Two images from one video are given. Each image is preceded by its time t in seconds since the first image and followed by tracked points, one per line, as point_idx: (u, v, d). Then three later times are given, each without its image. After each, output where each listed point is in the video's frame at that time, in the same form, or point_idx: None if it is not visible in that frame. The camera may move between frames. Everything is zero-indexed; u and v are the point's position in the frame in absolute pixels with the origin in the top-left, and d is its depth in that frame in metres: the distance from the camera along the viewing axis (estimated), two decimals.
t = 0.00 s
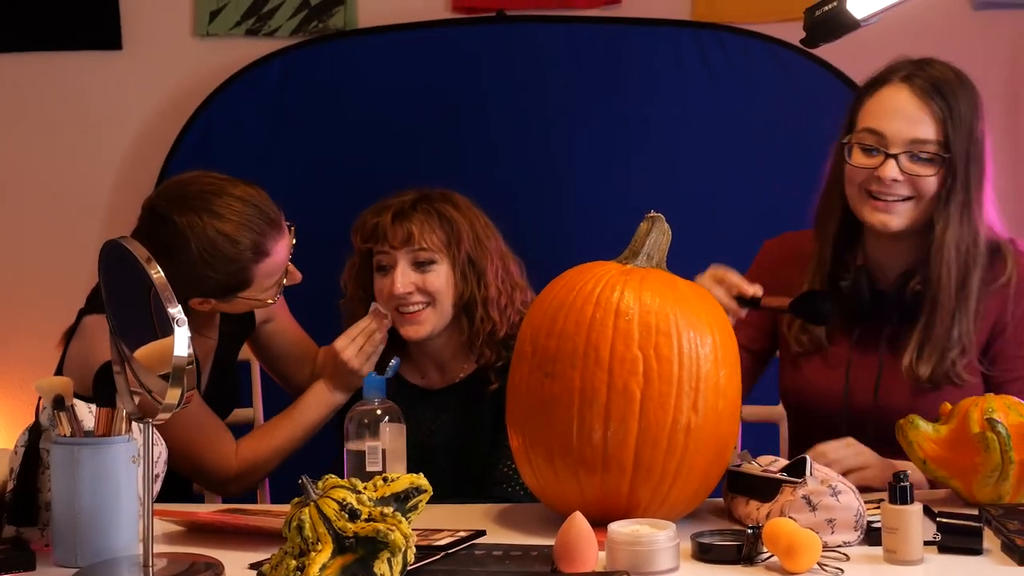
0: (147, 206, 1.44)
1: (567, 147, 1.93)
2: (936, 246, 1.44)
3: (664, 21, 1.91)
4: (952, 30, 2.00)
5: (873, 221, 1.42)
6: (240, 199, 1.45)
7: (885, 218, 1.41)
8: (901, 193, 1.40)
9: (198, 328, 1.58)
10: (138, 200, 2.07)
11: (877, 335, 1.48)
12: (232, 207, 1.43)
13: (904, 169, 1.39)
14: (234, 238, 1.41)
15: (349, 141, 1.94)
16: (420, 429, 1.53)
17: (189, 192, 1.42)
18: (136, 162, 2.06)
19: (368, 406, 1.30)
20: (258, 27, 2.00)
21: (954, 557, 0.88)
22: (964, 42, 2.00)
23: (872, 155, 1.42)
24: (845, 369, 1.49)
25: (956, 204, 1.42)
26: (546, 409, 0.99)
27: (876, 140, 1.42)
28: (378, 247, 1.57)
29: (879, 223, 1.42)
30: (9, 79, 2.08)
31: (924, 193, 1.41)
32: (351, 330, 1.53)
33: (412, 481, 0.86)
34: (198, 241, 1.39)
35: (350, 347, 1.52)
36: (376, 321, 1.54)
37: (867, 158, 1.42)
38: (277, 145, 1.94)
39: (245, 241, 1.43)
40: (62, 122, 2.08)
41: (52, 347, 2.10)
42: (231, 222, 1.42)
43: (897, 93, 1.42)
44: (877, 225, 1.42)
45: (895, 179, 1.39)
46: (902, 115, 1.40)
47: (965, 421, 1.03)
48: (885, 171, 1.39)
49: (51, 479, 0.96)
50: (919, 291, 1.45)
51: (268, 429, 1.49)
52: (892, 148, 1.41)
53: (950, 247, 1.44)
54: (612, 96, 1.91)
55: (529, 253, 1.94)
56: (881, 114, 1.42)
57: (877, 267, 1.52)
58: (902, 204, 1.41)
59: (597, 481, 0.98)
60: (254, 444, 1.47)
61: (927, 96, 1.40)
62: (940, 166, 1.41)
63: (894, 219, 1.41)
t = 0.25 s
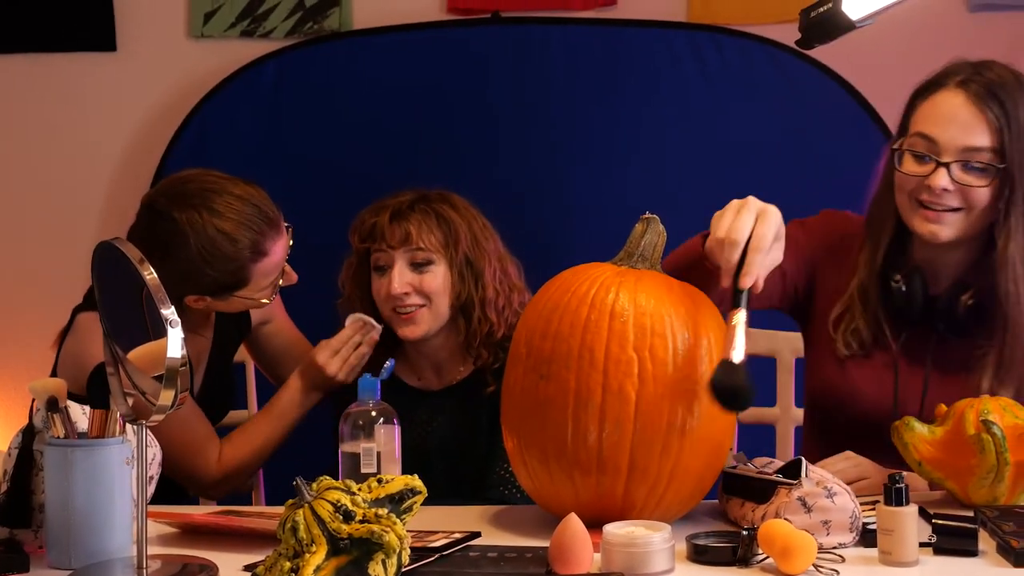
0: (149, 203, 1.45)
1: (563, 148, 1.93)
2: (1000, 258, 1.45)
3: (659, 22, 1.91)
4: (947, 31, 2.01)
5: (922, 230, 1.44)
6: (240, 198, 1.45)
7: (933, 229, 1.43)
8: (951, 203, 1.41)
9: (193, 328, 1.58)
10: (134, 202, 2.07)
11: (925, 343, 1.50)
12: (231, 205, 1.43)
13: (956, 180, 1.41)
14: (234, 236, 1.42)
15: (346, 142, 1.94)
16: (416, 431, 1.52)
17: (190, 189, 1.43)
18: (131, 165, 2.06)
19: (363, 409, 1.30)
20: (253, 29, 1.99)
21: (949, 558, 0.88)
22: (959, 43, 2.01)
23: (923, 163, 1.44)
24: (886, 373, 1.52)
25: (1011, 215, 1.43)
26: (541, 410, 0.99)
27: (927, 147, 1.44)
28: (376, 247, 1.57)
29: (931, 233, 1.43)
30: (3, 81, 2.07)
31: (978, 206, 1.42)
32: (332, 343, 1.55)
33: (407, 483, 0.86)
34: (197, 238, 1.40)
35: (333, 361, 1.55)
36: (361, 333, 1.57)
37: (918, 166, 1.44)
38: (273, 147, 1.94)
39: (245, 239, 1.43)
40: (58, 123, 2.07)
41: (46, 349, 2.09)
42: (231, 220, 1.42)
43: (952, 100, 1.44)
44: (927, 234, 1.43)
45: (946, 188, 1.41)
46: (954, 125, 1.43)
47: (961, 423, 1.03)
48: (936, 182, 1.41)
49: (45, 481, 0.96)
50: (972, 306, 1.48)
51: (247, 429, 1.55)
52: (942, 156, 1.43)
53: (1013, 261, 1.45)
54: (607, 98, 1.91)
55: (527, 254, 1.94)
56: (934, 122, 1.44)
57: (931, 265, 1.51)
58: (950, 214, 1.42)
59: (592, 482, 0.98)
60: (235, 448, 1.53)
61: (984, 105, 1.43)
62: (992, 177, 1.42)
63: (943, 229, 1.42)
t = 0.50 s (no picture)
0: (138, 197, 1.45)
1: (562, 148, 1.93)
2: None
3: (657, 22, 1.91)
4: (946, 30, 2.00)
5: (953, 238, 1.33)
6: (229, 191, 1.44)
7: (965, 236, 1.32)
8: (984, 212, 1.29)
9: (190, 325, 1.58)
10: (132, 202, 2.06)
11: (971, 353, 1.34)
12: (219, 199, 1.43)
13: (990, 187, 1.28)
14: (222, 229, 1.41)
15: (344, 142, 1.94)
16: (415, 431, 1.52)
17: (177, 182, 1.43)
18: (128, 165, 2.06)
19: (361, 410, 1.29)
20: (250, 28, 1.99)
21: (948, 560, 0.88)
22: (958, 42, 2.00)
23: (957, 168, 1.31)
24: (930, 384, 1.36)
25: None
26: (539, 411, 0.99)
27: (961, 152, 1.31)
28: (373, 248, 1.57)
29: (961, 239, 1.32)
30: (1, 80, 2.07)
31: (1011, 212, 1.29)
32: (347, 311, 1.54)
33: (404, 483, 0.86)
34: (184, 230, 1.39)
35: (347, 329, 1.53)
36: (372, 300, 1.54)
37: (952, 172, 1.31)
38: (270, 147, 1.94)
39: (232, 231, 1.42)
40: (54, 123, 2.07)
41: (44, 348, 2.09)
42: (219, 214, 1.41)
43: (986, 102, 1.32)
44: (959, 241, 1.32)
45: (978, 196, 1.28)
46: (991, 129, 1.30)
47: (960, 423, 1.03)
48: (966, 188, 1.29)
49: (42, 482, 0.96)
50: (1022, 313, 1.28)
51: (271, 414, 1.55)
52: (975, 163, 1.30)
53: None
54: (605, 98, 1.91)
55: (525, 253, 1.94)
56: (969, 125, 1.31)
57: (974, 269, 1.38)
58: (980, 222, 1.30)
59: (591, 484, 0.98)
60: (256, 432, 1.53)
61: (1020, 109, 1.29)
62: None
63: (974, 238, 1.31)
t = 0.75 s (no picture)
0: (137, 200, 1.43)
1: (562, 149, 1.93)
2: None
3: (658, 23, 1.90)
4: (946, 31, 2.00)
5: (967, 245, 1.24)
6: (230, 195, 1.44)
7: (979, 245, 1.22)
8: (998, 219, 1.20)
9: (190, 327, 1.58)
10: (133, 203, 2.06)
11: (987, 362, 1.26)
12: (220, 204, 1.42)
13: (1004, 193, 1.19)
14: (225, 235, 1.41)
15: (344, 143, 1.94)
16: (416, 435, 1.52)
17: (177, 187, 1.42)
18: (128, 166, 2.06)
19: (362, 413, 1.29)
20: (250, 30, 1.99)
21: (953, 563, 0.87)
22: (959, 44, 2.00)
23: (972, 175, 1.21)
24: (942, 393, 1.28)
25: None
26: (540, 413, 0.99)
27: (976, 158, 1.22)
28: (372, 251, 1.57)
29: (976, 248, 1.23)
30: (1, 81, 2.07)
31: None
32: (346, 316, 1.55)
33: (406, 486, 0.85)
34: (185, 237, 1.39)
35: (348, 334, 1.54)
36: (373, 305, 1.56)
37: (967, 178, 1.22)
38: (270, 149, 1.94)
39: (235, 239, 1.42)
40: (55, 124, 2.07)
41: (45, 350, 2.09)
42: (220, 219, 1.41)
43: (1000, 105, 1.22)
44: (974, 248, 1.23)
45: (992, 204, 1.19)
46: (1007, 134, 1.20)
47: (963, 426, 1.03)
48: (981, 196, 1.19)
49: (43, 484, 0.96)
50: None
51: (271, 420, 1.55)
52: (990, 169, 1.20)
53: None
54: (605, 100, 1.91)
55: (525, 255, 1.93)
56: (984, 131, 1.22)
57: (992, 276, 1.29)
58: (995, 229, 1.21)
59: (593, 486, 0.98)
60: (255, 438, 1.54)
61: None
62: None
63: (988, 246, 1.22)
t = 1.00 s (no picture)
0: (135, 205, 1.44)
1: (563, 150, 1.92)
2: None
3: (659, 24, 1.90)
4: (948, 33, 2.00)
5: (972, 248, 1.23)
6: (228, 199, 1.44)
7: (982, 247, 1.22)
8: (1003, 222, 1.19)
9: (190, 329, 1.58)
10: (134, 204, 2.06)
11: (992, 366, 1.26)
12: (218, 207, 1.42)
13: (1009, 197, 1.18)
14: (222, 238, 1.41)
15: (345, 144, 1.94)
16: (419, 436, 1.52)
17: (174, 190, 1.42)
18: (128, 167, 2.06)
19: (364, 414, 1.29)
20: (251, 30, 1.99)
21: (955, 565, 0.87)
22: (960, 46, 2.00)
23: (977, 179, 1.22)
24: (947, 396, 1.27)
25: None
26: (541, 414, 0.99)
27: (981, 162, 1.22)
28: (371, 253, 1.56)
29: (980, 251, 1.22)
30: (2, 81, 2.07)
31: None
32: (341, 324, 1.56)
33: (408, 487, 0.85)
34: (183, 239, 1.39)
35: (344, 342, 1.54)
36: (369, 313, 1.56)
37: (972, 182, 1.22)
38: (271, 149, 1.94)
39: (233, 242, 1.42)
40: (56, 124, 2.07)
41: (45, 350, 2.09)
42: (218, 221, 1.41)
43: (1004, 109, 1.22)
44: (978, 251, 1.23)
45: (997, 208, 1.19)
46: (1011, 137, 1.19)
47: (966, 427, 1.03)
48: (985, 200, 1.19)
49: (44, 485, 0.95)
50: None
51: (270, 426, 1.54)
52: (995, 173, 1.20)
53: None
54: (607, 100, 1.91)
55: (526, 256, 1.93)
56: (990, 134, 1.21)
57: (997, 280, 1.28)
58: (1000, 232, 1.20)
59: (594, 487, 0.97)
60: (249, 445, 1.53)
61: None
62: None
63: (993, 249, 1.21)
